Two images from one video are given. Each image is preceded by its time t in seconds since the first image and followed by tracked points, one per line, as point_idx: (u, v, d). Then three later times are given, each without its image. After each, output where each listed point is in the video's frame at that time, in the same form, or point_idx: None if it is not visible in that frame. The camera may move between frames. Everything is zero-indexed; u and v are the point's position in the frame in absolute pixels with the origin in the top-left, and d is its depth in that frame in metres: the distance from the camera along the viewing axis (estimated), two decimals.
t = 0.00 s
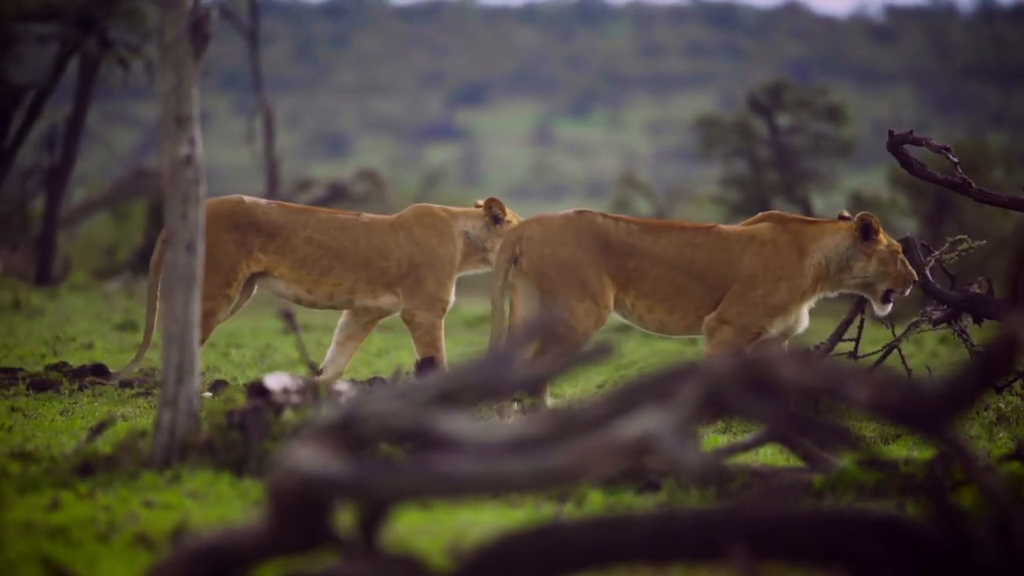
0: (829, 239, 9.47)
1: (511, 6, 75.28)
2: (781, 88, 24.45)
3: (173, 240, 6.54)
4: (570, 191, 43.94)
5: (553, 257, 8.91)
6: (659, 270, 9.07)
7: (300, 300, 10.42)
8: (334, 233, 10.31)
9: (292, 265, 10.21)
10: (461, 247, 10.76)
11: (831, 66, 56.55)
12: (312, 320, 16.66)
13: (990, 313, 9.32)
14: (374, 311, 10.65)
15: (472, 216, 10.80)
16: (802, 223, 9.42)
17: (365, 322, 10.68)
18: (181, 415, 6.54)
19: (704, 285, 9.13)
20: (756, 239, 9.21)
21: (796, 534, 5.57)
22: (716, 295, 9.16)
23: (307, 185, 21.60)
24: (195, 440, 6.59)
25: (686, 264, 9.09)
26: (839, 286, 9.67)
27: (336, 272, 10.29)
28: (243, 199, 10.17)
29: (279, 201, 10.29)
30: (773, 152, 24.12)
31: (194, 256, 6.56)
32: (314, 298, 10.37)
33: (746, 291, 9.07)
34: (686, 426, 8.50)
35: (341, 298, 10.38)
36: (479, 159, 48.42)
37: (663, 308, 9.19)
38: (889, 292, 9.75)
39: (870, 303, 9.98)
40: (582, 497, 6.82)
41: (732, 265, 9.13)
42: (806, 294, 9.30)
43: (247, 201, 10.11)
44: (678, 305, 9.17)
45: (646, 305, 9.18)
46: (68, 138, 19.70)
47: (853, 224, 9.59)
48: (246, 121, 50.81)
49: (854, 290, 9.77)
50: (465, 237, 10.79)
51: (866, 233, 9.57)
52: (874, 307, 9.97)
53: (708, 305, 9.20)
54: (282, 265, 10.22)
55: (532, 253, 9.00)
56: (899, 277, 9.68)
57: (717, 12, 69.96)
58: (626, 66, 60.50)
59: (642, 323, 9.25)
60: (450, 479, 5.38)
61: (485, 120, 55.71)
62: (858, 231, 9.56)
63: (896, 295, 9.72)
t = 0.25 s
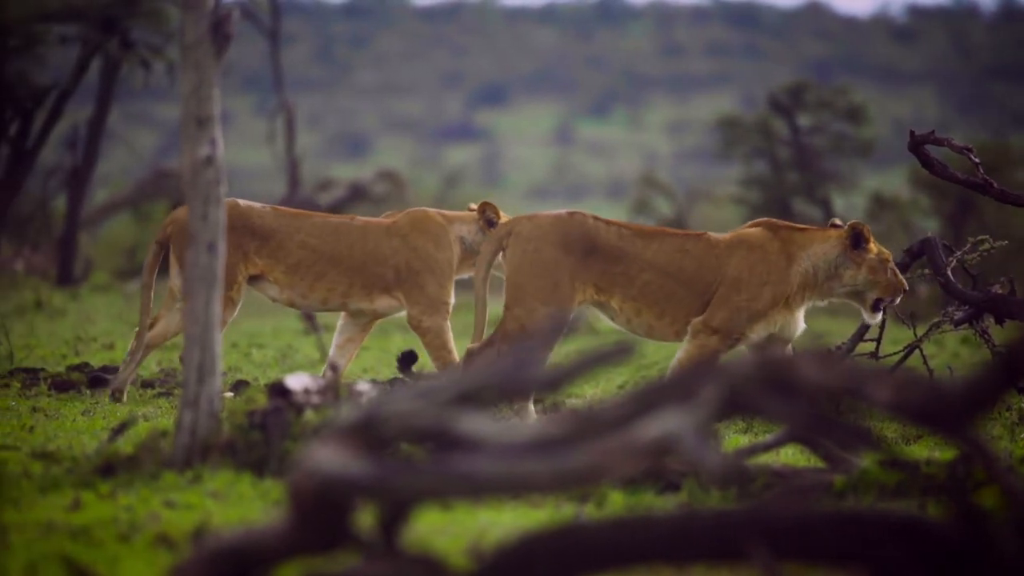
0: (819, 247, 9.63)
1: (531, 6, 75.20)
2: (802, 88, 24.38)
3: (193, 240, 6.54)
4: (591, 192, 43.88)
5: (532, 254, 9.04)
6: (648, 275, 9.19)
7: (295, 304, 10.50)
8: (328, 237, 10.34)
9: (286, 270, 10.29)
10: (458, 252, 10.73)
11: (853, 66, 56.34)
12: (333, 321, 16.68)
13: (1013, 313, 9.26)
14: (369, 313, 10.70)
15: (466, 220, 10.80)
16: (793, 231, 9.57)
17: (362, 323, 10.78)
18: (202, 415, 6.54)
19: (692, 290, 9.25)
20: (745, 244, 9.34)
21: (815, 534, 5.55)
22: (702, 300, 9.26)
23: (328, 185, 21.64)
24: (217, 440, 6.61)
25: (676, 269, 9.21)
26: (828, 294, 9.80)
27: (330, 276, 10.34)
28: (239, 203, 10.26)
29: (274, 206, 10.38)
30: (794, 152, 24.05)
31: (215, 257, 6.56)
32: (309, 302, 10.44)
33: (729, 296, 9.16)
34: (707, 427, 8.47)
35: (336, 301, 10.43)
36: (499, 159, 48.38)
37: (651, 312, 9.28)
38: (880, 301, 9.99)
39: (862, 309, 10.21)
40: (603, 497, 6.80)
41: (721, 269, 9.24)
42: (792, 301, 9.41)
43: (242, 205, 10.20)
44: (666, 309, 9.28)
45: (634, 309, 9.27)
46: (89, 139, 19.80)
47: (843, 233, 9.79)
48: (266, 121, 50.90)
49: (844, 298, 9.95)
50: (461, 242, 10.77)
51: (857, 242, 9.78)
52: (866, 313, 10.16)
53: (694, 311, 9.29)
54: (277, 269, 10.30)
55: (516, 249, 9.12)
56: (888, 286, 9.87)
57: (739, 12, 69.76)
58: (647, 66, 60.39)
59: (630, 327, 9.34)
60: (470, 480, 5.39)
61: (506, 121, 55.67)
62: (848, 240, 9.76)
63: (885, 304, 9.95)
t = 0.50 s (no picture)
0: (803, 244, 9.59)
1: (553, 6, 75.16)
2: (826, 88, 24.29)
3: (216, 241, 6.53)
4: (614, 192, 43.86)
5: (503, 260, 9.07)
6: (633, 277, 9.23)
7: (292, 307, 10.48)
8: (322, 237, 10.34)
9: (282, 273, 10.27)
10: (454, 251, 10.76)
11: (877, 66, 56.13)
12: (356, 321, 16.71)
13: None
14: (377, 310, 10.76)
15: (463, 218, 10.81)
16: (777, 230, 9.58)
17: (372, 321, 10.83)
18: (226, 416, 6.55)
19: (677, 290, 9.26)
20: (729, 239, 9.32)
21: (838, 532, 5.51)
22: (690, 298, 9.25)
23: (351, 186, 21.67)
24: (239, 441, 6.61)
25: (659, 270, 9.26)
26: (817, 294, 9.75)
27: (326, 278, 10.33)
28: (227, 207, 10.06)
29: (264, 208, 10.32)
30: (818, 152, 23.98)
31: (238, 257, 6.55)
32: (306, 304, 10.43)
33: (715, 293, 9.14)
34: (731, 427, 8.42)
35: (332, 300, 10.41)
36: (522, 160, 48.39)
37: (638, 313, 9.28)
38: (867, 300, 10.01)
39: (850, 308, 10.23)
40: (626, 498, 6.77)
41: (706, 268, 9.26)
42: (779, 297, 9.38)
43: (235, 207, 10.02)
44: (652, 311, 9.28)
45: (620, 312, 9.27)
46: (113, 139, 19.88)
47: (828, 233, 9.78)
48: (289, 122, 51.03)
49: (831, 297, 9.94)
50: (456, 240, 10.78)
51: (841, 241, 9.77)
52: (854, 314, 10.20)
53: (681, 310, 9.27)
54: (272, 272, 10.27)
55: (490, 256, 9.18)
56: (876, 285, 9.89)
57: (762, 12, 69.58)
58: (671, 67, 60.30)
59: (618, 331, 9.32)
60: (494, 480, 5.39)
61: (529, 121, 55.67)
62: (833, 239, 9.74)
63: (873, 303, 9.96)
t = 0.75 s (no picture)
0: (788, 236, 9.53)
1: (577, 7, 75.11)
2: (851, 89, 24.21)
3: (240, 241, 6.52)
4: (638, 194, 43.79)
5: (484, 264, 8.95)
6: (619, 268, 9.09)
7: (286, 306, 10.44)
8: (317, 233, 10.33)
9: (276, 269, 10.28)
10: (447, 249, 10.74)
11: (902, 67, 55.90)
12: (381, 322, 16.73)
13: None
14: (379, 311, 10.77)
15: (459, 214, 10.82)
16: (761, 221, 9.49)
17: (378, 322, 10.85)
18: (250, 418, 6.54)
19: (666, 281, 9.14)
20: (716, 232, 9.24)
21: (862, 536, 5.47)
22: (681, 291, 9.15)
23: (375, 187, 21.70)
24: (264, 443, 6.61)
25: (646, 260, 9.13)
26: (800, 286, 9.71)
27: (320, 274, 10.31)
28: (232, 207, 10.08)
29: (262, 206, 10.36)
30: (843, 153, 23.89)
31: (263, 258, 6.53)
32: (300, 302, 10.39)
33: (707, 287, 9.07)
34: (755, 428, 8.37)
35: (325, 297, 10.37)
36: (546, 162, 48.38)
37: (624, 304, 9.13)
38: (850, 295, 9.98)
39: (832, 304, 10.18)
40: (650, 499, 6.74)
41: (693, 260, 9.15)
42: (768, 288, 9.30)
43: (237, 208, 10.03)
44: (640, 301, 9.15)
45: (608, 303, 9.10)
46: (138, 141, 19.95)
47: (812, 227, 9.71)
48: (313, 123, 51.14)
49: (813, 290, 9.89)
50: (451, 237, 10.78)
51: (824, 235, 9.70)
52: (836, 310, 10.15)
53: (671, 302, 9.17)
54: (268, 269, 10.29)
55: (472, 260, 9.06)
56: (859, 281, 9.89)
57: (787, 13, 69.40)
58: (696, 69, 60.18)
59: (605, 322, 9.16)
60: (518, 481, 5.38)
61: (553, 122, 55.62)
62: (817, 234, 9.68)
63: (855, 298, 9.94)
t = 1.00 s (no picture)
0: (778, 232, 9.60)
1: (602, 8, 75.02)
2: (875, 88, 24.10)
3: (265, 242, 6.52)
4: (662, 194, 43.74)
5: (480, 257, 8.71)
6: (610, 265, 8.95)
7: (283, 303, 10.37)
8: (313, 231, 10.24)
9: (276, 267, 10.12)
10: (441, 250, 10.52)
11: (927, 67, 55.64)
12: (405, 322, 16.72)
13: None
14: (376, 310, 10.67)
15: (456, 214, 10.57)
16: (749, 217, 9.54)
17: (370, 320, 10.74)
18: (275, 418, 6.55)
19: (659, 278, 9.06)
20: (708, 230, 9.23)
21: (885, 537, 5.50)
22: (676, 288, 9.09)
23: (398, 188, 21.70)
24: (289, 443, 6.61)
25: (638, 258, 9.02)
26: (790, 283, 9.84)
27: (318, 273, 10.22)
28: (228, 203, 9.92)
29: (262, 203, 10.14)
30: (868, 153, 23.78)
31: (288, 258, 6.54)
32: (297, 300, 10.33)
33: (705, 287, 9.09)
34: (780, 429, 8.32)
35: (323, 297, 10.33)
36: (571, 162, 48.32)
37: (615, 300, 8.99)
38: (840, 291, 10.09)
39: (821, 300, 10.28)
40: (674, 500, 6.69)
41: (688, 258, 9.10)
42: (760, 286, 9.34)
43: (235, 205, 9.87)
44: (631, 297, 9.02)
45: (598, 299, 8.97)
46: (164, 141, 20.01)
47: (800, 224, 9.82)
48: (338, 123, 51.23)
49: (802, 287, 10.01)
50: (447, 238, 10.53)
51: (813, 232, 9.82)
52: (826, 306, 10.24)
53: (663, 298, 9.08)
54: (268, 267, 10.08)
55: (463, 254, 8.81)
56: (849, 275, 10.01)
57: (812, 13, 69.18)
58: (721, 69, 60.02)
59: (595, 319, 9.03)
60: (541, 481, 5.37)
61: (578, 122, 55.59)
62: (805, 231, 9.79)
63: (847, 293, 10.06)
